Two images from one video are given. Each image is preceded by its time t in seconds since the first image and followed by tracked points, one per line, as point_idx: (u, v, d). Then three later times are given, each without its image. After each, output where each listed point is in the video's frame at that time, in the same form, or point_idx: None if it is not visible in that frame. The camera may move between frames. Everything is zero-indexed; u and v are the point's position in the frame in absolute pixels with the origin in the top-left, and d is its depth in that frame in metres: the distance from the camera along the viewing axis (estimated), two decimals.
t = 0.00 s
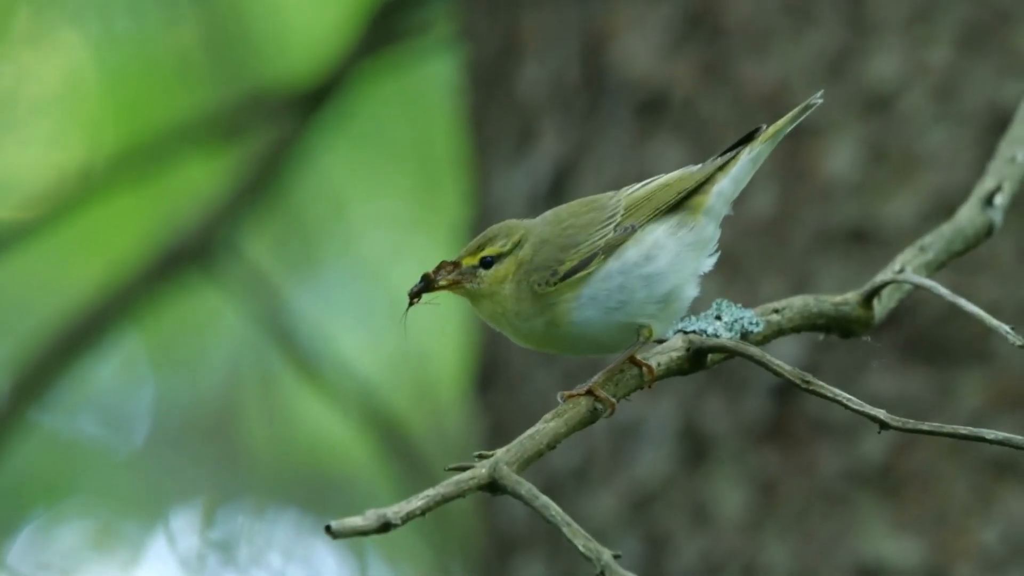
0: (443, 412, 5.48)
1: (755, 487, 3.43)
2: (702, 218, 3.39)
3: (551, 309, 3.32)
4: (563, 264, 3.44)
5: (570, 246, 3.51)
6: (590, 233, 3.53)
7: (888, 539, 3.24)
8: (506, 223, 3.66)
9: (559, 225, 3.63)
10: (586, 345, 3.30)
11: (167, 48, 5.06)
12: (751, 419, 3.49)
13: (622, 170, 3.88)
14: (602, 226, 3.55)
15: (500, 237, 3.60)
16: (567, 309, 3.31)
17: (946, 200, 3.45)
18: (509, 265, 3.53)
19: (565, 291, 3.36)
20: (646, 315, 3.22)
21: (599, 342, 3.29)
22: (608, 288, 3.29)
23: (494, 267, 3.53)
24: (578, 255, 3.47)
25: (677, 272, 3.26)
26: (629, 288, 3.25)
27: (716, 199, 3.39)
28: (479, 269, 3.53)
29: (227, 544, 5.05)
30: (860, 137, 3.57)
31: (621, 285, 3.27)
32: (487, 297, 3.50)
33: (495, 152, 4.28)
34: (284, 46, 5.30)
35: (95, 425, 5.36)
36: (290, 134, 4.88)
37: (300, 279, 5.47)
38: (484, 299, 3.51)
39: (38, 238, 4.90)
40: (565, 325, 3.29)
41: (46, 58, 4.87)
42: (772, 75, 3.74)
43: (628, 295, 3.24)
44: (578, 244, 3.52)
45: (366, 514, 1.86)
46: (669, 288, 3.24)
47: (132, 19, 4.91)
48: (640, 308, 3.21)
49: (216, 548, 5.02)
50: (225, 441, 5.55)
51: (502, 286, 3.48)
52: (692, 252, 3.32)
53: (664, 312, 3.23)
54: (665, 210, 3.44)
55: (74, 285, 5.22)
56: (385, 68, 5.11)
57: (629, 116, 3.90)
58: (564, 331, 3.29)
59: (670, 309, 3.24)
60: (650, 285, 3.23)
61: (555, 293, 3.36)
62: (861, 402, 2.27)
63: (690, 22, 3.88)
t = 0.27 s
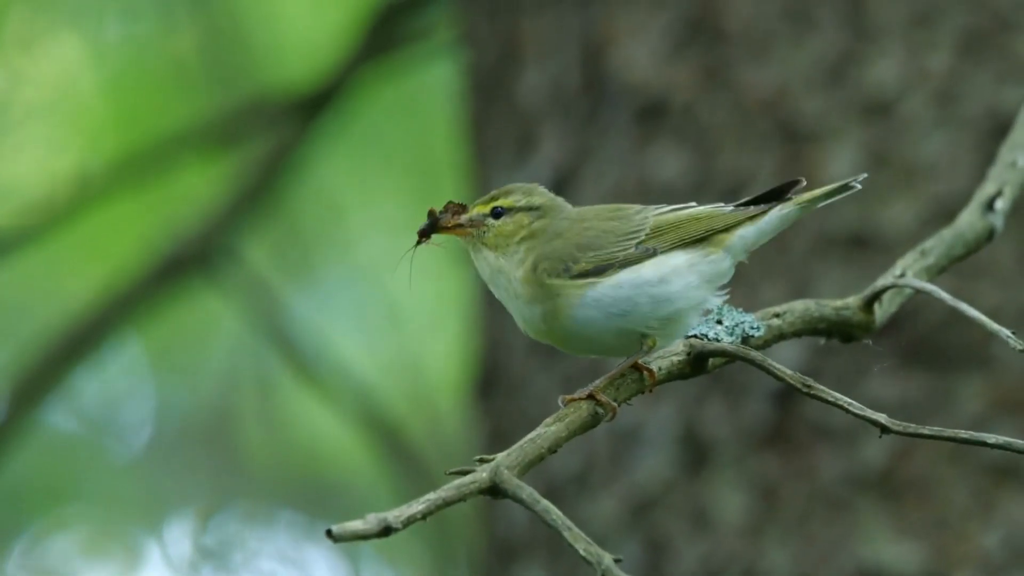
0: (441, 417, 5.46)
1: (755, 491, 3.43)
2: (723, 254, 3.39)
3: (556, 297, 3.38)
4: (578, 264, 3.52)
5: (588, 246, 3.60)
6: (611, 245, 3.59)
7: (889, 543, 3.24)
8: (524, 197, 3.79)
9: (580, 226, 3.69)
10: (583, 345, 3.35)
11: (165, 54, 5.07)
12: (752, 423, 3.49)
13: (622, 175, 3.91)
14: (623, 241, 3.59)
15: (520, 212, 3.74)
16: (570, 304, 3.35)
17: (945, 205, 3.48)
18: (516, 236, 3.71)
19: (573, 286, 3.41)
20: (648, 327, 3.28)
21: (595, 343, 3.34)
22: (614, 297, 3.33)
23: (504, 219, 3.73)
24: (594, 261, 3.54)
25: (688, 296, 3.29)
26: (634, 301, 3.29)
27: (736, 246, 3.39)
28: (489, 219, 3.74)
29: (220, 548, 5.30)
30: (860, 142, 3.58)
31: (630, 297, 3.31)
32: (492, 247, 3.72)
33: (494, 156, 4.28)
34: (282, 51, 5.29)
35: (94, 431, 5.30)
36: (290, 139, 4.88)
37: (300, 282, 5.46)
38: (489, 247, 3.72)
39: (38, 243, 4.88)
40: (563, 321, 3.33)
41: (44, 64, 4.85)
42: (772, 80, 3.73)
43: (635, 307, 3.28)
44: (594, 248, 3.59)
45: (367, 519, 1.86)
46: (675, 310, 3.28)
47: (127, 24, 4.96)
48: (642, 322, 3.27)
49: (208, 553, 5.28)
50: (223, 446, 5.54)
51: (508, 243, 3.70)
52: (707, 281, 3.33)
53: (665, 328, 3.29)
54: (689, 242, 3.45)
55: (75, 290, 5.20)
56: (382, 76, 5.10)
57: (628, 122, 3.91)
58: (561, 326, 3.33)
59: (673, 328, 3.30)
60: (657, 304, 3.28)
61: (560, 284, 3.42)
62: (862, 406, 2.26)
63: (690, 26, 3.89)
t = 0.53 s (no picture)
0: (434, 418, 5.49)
1: (748, 491, 3.43)
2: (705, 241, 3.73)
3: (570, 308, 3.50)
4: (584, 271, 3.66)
5: (594, 249, 3.76)
6: (611, 240, 3.77)
7: (881, 543, 3.25)
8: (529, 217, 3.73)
9: (580, 224, 3.81)
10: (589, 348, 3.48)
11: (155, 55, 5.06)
12: (745, 424, 3.49)
13: (615, 174, 3.91)
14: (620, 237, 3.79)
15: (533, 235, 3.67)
16: (588, 307, 3.51)
17: (938, 206, 3.48)
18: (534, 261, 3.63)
19: (586, 293, 3.55)
20: (650, 328, 3.49)
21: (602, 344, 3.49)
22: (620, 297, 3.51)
23: (526, 252, 3.62)
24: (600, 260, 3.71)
25: (680, 290, 3.55)
26: (636, 296, 3.50)
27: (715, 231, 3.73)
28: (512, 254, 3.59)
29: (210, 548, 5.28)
30: (853, 142, 3.58)
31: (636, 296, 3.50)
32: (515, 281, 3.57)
33: (487, 157, 4.27)
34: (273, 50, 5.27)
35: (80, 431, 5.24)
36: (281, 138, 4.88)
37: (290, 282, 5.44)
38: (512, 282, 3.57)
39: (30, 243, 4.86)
40: (581, 326, 3.46)
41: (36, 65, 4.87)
42: (765, 80, 3.73)
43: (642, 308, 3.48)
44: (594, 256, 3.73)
45: (359, 521, 1.86)
46: (671, 307, 3.52)
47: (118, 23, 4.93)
48: (647, 322, 3.48)
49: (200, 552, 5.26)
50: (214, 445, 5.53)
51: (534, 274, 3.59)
52: (696, 274, 3.61)
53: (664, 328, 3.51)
54: (676, 231, 3.79)
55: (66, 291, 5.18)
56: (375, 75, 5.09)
57: (621, 121, 3.91)
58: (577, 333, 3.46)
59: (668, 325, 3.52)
60: (659, 300, 3.51)
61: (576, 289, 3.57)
62: (855, 408, 2.25)
63: (682, 26, 3.89)
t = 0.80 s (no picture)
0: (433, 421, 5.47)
1: (747, 496, 3.42)
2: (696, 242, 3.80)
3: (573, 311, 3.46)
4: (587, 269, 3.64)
5: (598, 252, 3.75)
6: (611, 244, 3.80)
7: (880, 548, 3.24)
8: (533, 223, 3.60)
9: (580, 228, 3.79)
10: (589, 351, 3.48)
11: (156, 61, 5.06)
12: (744, 428, 3.49)
13: (614, 180, 3.91)
14: (619, 240, 3.84)
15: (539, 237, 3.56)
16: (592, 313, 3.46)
17: (936, 210, 3.48)
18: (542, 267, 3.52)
19: (592, 297, 3.50)
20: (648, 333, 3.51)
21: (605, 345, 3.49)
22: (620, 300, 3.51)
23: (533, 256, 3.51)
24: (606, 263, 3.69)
25: (676, 293, 3.59)
26: (636, 303, 3.52)
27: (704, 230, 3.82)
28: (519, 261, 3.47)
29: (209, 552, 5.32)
30: (851, 147, 3.58)
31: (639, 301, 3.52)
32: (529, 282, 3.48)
33: (485, 160, 4.27)
34: (271, 54, 5.26)
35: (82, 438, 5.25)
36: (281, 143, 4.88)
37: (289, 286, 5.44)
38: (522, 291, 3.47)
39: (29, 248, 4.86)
40: (586, 329, 3.43)
41: (35, 69, 4.86)
42: (763, 84, 3.73)
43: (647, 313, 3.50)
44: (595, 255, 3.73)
45: (361, 524, 1.85)
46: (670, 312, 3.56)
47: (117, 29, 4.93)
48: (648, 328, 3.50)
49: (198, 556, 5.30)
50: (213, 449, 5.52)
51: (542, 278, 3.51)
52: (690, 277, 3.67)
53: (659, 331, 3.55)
54: (671, 233, 3.87)
55: (65, 296, 5.18)
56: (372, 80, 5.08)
57: (620, 126, 3.91)
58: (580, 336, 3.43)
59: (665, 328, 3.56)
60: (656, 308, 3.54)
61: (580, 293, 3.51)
62: (855, 411, 2.25)
63: (681, 31, 3.89)
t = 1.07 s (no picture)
0: (432, 421, 5.51)
1: (747, 497, 3.42)
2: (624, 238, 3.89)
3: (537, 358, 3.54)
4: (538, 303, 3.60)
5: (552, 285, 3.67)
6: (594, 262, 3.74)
7: (880, 548, 3.24)
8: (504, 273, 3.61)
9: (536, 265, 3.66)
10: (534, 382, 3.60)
11: (156, 62, 5.05)
12: (743, 429, 3.49)
13: (614, 181, 3.90)
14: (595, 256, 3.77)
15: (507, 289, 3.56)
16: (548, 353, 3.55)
17: (936, 211, 3.47)
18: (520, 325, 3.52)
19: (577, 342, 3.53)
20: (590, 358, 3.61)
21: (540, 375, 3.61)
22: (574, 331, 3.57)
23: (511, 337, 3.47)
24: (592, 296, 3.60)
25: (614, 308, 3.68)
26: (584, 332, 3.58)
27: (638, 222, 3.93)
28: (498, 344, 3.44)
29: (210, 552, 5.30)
30: (850, 147, 3.58)
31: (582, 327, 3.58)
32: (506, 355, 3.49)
33: (485, 161, 4.28)
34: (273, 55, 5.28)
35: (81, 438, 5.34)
36: (279, 144, 4.87)
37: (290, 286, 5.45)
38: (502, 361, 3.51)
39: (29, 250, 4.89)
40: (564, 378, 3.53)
41: (32, 68, 4.88)
42: (763, 86, 3.73)
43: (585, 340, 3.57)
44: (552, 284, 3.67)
45: (355, 528, 1.85)
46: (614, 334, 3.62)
47: (111, 30, 4.89)
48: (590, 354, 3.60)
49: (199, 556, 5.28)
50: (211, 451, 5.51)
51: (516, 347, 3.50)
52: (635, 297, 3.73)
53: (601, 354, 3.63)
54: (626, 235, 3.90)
55: (66, 297, 5.20)
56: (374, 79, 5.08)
57: (620, 126, 3.93)
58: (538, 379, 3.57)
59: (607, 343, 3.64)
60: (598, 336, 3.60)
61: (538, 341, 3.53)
62: (850, 415, 2.23)
63: (680, 32, 3.90)
